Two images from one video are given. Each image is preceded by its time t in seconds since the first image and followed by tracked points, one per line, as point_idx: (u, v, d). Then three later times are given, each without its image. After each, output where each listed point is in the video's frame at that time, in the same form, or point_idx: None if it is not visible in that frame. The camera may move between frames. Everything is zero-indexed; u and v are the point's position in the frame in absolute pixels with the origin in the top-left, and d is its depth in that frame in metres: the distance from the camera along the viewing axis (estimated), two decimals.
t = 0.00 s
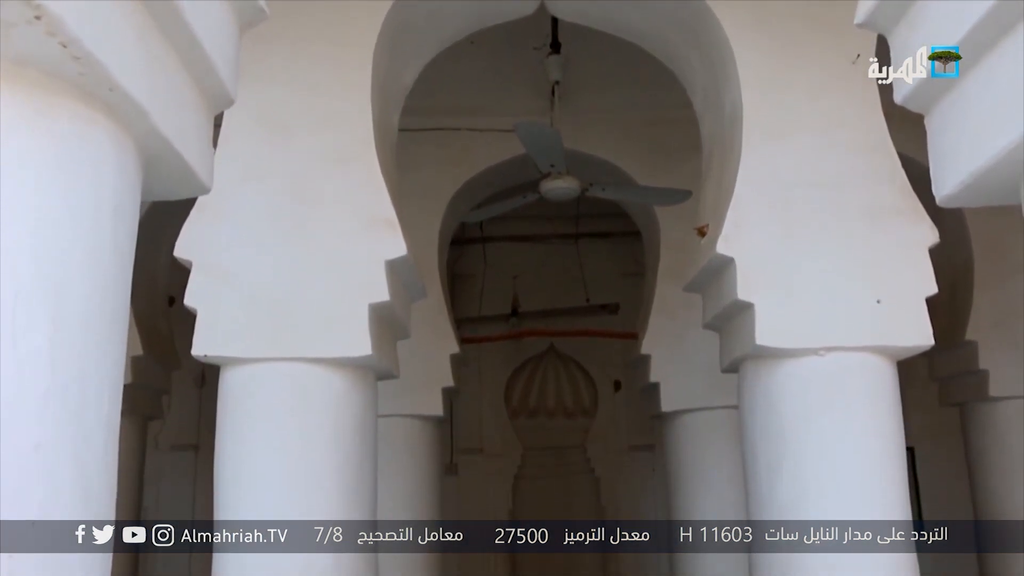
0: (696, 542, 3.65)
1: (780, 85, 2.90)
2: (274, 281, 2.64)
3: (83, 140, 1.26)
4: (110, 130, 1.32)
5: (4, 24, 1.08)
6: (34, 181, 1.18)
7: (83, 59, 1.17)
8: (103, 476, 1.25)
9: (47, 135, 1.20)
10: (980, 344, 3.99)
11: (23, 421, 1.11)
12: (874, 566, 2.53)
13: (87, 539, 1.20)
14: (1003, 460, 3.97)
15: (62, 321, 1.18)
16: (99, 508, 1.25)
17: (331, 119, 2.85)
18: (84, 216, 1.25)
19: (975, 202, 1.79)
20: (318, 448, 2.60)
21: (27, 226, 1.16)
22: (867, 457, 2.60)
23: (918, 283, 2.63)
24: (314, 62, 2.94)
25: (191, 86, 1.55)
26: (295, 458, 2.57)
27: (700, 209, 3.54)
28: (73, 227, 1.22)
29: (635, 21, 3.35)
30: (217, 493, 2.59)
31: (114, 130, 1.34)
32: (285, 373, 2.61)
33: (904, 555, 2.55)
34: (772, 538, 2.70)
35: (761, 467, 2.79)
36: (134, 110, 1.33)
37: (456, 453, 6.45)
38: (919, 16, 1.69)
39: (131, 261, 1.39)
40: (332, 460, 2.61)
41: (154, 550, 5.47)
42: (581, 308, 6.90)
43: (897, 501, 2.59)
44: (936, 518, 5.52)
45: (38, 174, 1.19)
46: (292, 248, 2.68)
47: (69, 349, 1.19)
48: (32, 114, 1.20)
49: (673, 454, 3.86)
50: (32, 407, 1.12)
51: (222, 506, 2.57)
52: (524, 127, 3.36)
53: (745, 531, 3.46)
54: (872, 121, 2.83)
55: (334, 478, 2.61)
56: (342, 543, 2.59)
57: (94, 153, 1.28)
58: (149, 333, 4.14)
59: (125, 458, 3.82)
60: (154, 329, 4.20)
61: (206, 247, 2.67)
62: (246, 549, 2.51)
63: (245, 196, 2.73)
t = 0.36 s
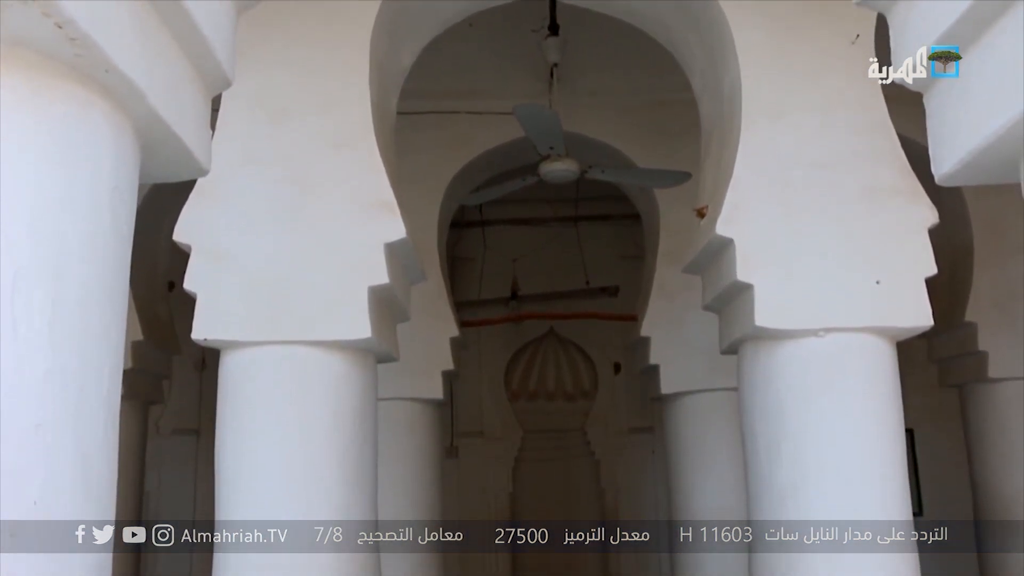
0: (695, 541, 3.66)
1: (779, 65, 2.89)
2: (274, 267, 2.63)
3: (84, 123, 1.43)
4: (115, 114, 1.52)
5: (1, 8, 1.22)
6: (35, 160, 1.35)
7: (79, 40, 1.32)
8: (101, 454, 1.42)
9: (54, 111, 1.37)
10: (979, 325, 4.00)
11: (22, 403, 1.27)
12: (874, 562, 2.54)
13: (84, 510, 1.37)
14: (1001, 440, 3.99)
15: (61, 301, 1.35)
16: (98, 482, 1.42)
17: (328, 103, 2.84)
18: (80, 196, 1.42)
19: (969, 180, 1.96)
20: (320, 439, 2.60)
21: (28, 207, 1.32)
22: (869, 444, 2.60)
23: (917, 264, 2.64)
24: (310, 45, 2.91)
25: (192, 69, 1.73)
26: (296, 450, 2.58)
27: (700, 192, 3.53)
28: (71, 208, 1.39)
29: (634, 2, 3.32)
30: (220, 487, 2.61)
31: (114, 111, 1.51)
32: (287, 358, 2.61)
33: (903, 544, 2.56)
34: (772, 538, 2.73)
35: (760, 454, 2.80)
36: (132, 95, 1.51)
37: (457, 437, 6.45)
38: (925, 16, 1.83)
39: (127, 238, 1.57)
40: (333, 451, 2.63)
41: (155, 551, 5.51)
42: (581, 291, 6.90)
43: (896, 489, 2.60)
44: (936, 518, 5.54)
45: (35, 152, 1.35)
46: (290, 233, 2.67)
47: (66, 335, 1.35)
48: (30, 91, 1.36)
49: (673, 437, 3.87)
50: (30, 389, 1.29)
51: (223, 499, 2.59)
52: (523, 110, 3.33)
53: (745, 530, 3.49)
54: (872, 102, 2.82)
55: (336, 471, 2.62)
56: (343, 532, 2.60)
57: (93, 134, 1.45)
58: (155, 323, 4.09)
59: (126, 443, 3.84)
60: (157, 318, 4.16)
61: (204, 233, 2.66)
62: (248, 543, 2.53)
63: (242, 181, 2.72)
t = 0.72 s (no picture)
0: (693, 532, 3.68)
1: (780, 47, 2.87)
2: (273, 245, 2.62)
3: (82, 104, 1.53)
4: (111, 91, 1.61)
5: None
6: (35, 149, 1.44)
7: (77, 18, 1.41)
8: (97, 429, 1.53)
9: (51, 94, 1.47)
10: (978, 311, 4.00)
11: (23, 378, 1.36)
12: (873, 553, 2.54)
13: (80, 481, 1.47)
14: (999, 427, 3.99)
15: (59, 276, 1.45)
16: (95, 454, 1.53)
17: (327, 83, 2.82)
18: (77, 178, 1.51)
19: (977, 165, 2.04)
20: (318, 424, 2.60)
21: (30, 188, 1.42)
22: (867, 430, 2.61)
23: (917, 248, 2.63)
24: (310, 24, 2.90)
25: (181, 41, 1.85)
26: (295, 433, 2.58)
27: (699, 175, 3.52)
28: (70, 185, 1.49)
29: None
30: (218, 478, 2.60)
31: (113, 90, 1.62)
32: (285, 340, 2.61)
33: (901, 532, 2.57)
34: (772, 538, 2.72)
35: (758, 442, 2.80)
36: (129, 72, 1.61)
37: (456, 419, 6.47)
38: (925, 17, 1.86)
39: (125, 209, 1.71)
40: (331, 437, 2.63)
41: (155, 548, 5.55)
42: (581, 274, 6.89)
43: (894, 476, 2.61)
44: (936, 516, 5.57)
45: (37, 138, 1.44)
46: (288, 213, 2.66)
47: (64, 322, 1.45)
48: (26, 79, 1.44)
49: (671, 420, 3.86)
50: (28, 366, 1.38)
51: (223, 490, 2.58)
52: (522, 91, 3.33)
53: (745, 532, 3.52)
54: (873, 85, 2.81)
55: (335, 458, 2.62)
56: (342, 519, 2.61)
57: (88, 112, 1.54)
58: (155, 308, 4.07)
59: (124, 421, 3.86)
60: (157, 302, 4.15)
61: (202, 213, 2.65)
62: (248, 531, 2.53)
63: (241, 161, 2.71)
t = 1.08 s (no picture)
0: (690, 511, 3.70)
1: (782, 26, 2.86)
2: (273, 223, 2.61)
3: (75, 84, 1.56)
4: (106, 70, 1.66)
5: None
6: (29, 127, 1.48)
7: None
8: (94, 405, 1.59)
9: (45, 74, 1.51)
10: (977, 295, 4.00)
11: (19, 355, 1.43)
12: (871, 540, 2.54)
13: (76, 455, 1.53)
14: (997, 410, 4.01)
15: (56, 255, 1.51)
16: (93, 428, 1.60)
17: (326, 60, 2.80)
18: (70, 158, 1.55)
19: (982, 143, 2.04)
20: (317, 407, 2.60)
21: (24, 167, 1.47)
22: (867, 415, 2.61)
23: (917, 230, 2.63)
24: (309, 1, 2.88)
25: (179, 17, 1.87)
26: (295, 421, 2.57)
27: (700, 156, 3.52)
28: (63, 165, 1.53)
29: None
30: (218, 461, 2.60)
31: (107, 66, 1.67)
32: (284, 320, 2.60)
33: (898, 518, 2.58)
34: (771, 524, 2.71)
35: (757, 427, 2.79)
36: (124, 44, 1.65)
37: (456, 400, 6.53)
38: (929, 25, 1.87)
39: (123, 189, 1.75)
40: (330, 421, 2.62)
41: (155, 527, 5.71)
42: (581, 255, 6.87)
43: (893, 464, 2.60)
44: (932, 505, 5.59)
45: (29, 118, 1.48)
46: (286, 192, 2.64)
47: (54, 306, 1.50)
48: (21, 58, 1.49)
49: (671, 402, 3.86)
50: (25, 354, 1.44)
51: (222, 474, 2.58)
52: (523, 70, 3.32)
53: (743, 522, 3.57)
54: (875, 65, 2.80)
55: (333, 442, 2.62)
56: (340, 503, 2.61)
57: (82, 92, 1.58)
58: (156, 289, 4.06)
59: (125, 399, 3.88)
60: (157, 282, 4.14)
61: (200, 192, 2.64)
62: (247, 514, 2.53)
63: (240, 139, 2.69)
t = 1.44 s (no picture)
0: (693, 488, 3.72)
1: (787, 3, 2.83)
2: (274, 202, 2.61)
3: (74, 62, 1.55)
4: (107, 47, 1.65)
5: None
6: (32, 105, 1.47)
7: None
8: (97, 381, 1.59)
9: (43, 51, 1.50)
10: (979, 275, 4.00)
11: (22, 328, 1.41)
12: (873, 521, 2.55)
13: (77, 431, 1.52)
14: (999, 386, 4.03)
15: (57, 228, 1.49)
16: (95, 405, 1.59)
17: (326, 37, 2.78)
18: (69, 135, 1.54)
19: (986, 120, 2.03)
20: (321, 388, 2.60)
21: (24, 144, 1.45)
22: (871, 396, 2.61)
23: (921, 209, 2.62)
24: None
25: None
26: (296, 407, 2.57)
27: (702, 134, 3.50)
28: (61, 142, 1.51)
29: None
30: (221, 443, 2.61)
31: (108, 42, 1.65)
32: (286, 300, 2.60)
33: (900, 497, 2.59)
34: (773, 503, 2.72)
35: (760, 408, 2.80)
36: (124, 19, 1.64)
37: (458, 379, 6.53)
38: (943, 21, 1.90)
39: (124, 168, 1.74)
40: (333, 403, 2.62)
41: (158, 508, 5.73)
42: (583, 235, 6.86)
43: (896, 445, 2.60)
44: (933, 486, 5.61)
45: (29, 97, 1.46)
46: (287, 171, 2.63)
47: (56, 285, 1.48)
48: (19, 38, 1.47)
49: (673, 382, 3.87)
50: (25, 332, 1.42)
51: (225, 455, 2.59)
52: (525, 48, 3.30)
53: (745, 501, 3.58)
54: (880, 42, 2.78)
55: (336, 424, 2.62)
56: (344, 485, 2.62)
57: (81, 70, 1.57)
58: (157, 269, 4.06)
59: (128, 379, 3.88)
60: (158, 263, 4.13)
61: (202, 171, 2.63)
62: (250, 495, 2.54)
63: (240, 117, 2.68)
